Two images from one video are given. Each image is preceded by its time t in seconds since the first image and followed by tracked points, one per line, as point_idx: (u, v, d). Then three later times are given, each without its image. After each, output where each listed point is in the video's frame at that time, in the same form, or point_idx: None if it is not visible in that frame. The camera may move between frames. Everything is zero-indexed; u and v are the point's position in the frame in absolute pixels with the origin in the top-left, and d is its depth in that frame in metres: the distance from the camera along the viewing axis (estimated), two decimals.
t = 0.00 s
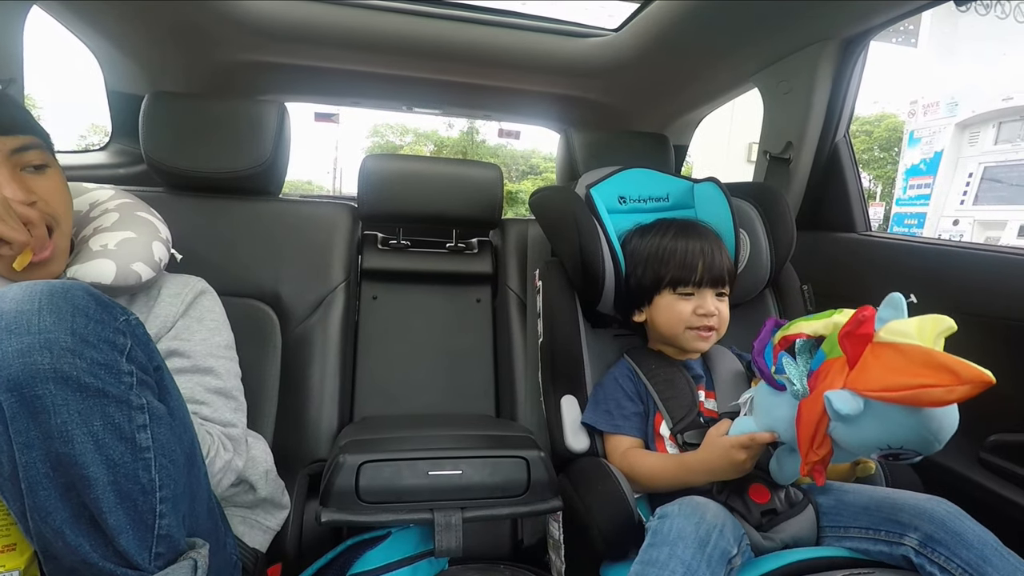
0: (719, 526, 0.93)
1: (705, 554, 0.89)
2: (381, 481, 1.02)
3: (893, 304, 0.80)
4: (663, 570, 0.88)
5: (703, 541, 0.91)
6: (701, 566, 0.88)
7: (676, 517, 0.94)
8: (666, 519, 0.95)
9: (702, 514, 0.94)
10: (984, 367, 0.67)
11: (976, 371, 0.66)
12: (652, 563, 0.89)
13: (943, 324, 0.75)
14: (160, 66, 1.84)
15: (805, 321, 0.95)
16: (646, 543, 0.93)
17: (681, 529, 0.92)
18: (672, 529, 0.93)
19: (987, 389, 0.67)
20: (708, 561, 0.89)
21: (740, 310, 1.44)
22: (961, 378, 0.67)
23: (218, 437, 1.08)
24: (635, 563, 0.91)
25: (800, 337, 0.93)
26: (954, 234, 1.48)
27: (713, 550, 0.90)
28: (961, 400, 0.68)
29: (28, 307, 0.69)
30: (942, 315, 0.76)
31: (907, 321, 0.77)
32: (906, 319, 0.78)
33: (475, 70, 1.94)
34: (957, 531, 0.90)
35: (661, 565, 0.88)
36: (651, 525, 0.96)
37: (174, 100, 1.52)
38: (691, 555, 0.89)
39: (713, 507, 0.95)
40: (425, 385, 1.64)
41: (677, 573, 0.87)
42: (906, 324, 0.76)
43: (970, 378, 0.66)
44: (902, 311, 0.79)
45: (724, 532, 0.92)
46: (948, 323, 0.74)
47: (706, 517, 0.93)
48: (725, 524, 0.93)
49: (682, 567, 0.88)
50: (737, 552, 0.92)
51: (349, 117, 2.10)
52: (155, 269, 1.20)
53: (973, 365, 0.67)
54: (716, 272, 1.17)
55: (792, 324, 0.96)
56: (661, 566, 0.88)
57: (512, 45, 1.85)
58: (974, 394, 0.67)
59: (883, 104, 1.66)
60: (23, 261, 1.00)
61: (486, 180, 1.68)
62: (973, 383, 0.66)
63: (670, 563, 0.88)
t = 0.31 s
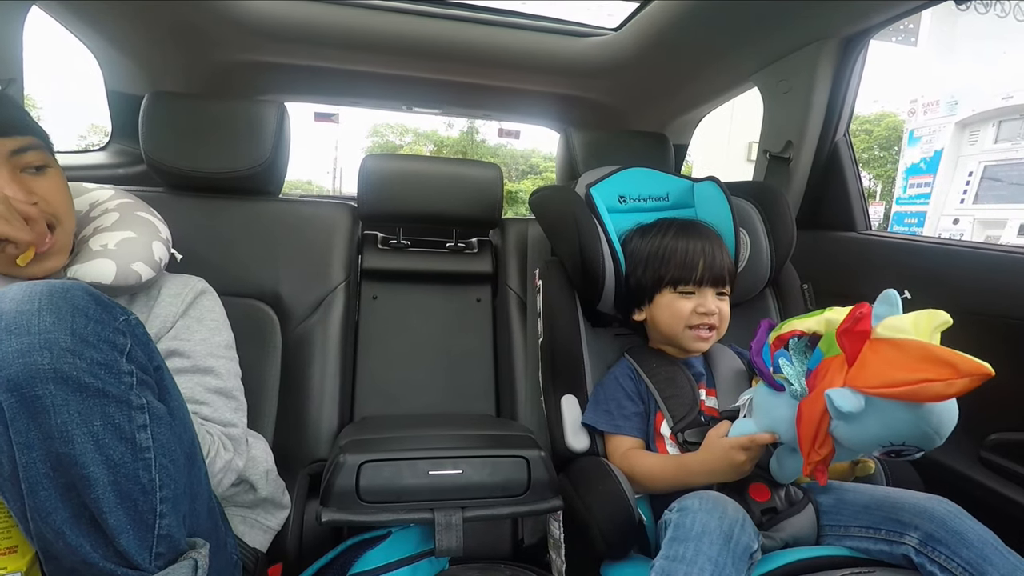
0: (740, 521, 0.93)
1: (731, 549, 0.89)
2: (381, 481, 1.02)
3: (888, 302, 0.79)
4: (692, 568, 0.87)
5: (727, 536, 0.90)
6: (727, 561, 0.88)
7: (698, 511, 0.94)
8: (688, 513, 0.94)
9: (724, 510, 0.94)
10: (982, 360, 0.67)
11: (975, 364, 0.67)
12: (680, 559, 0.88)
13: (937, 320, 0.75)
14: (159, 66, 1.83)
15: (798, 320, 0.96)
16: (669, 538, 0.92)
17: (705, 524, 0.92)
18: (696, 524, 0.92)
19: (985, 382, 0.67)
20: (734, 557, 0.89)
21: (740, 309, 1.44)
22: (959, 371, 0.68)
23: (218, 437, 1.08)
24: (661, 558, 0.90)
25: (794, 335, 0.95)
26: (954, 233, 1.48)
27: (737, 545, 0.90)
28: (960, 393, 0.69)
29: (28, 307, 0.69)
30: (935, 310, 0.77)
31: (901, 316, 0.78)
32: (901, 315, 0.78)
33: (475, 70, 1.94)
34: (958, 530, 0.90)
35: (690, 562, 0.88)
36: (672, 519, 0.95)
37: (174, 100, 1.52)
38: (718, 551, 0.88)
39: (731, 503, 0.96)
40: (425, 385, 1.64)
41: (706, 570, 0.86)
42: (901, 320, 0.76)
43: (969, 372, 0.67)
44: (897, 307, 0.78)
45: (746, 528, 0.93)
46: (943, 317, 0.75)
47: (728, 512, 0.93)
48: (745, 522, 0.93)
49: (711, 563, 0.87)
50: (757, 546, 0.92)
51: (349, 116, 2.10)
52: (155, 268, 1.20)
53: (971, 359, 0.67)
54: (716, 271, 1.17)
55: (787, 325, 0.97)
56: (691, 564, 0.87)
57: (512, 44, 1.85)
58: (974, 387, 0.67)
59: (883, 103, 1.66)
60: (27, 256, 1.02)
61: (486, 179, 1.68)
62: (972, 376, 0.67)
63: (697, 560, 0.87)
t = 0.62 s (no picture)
0: (750, 520, 0.93)
1: (742, 548, 0.90)
2: (381, 480, 1.02)
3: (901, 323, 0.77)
4: (707, 568, 0.87)
5: (739, 535, 0.91)
6: (740, 560, 0.88)
7: (710, 509, 0.94)
8: (699, 513, 0.94)
9: (734, 508, 0.94)
10: (994, 406, 0.65)
11: (985, 410, 0.65)
12: (693, 558, 0.88)
13: (952, 354, 0.69)
14: (158, 66, 1.83)
15: (804, 329, 0.94)
16: (682, 537, 0.92)
17: (717, 523, 0.92)
18: (708, 523, 0.92)
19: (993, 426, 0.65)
20: (745, 556, 0.89)
21: (740, 309, 1.44)
22: (969, 416, 0.65)
23: (218, 436, 1.08)
24: (674, 557, 0.89)
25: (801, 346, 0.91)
26: (954, 233, 1.48)
27: (748, 544, 0.91)
28: (967, 433, 0.67)
29: (27, 308, 0.69)
30: (953, 342, 0.71)
31: (913, 344, 0.73)
32: (914, 344, 0.73)
33: (474, 70, 1.94)
34: (952, 532, 0.90)
35: (704, 561, 0.87)
36: (683, 518, 0.95)
37: (174, 100, 1.52)
38: (730, 550, 0.89)
39: (740, 501, 0.96)
40: (425, 385, 1.64)
41: (721, 569, 0.86)
42: (914, 351, 0.71)
43: (979, 418, 0.65)
44: (910, 333, 0.75)
45: (756, 527, 0.94)
46: (956, 351, 0.69)
47: (738, 511, 0.94)
48: (755, 523, 0.94)
49: (725, 562, 0.87)
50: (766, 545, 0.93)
51: (349, 116, 2.10)
52: (156, 267, 1.20)
53: (981, 403, 0.65)
54: (715, 272, 1.17)
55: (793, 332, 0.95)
56: (706, 563, 0.87)
57: (512, 44, 1.85)
58: (981, 430, 0.65)
59: (883, 104, 1.66)
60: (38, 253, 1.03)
61: (486, 179, 1.68)
62: (980, 422, 0.65)
63: (712, 560, 0.87)
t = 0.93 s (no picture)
0: (759, 514, 0.94)
1: (755, 543, 0.90)
2: (381, 481, 1.02)
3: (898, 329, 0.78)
4: (726, 567, 0.86)
5: (751, 531, 0.91)
6: (754, 557, 0.88)
7: (720, 505, 0.93)
8: (709, 509, 0.93)
9: (742, 503, 0.94)
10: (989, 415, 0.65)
11: (981, 420, 0.65)
12: (709, 557, 0.87)
13: (949, 361, 0.69)
14: (158, 67, 1.83)
15: (799, 329, 0.90)
16: (695, 535, 0.91)
17: (728, 519, 0.91)
18: (719, 520, 0.91)
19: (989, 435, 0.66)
20: (758, 551, 0.89)
21: (739, 308, 1.44)
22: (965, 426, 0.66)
23: (218, 437, 1.08)
24: (691, 556, 0.88)
25: (795, 346, 0.89)
26: (953, 232, 1.48)
27: (759, 538, 0.91)
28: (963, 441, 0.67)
29: (26, 309, 0.69)
30: (951, 348, 0.71)
31: (911, 351, 0.73)
32: (912, 350, 0.73)
33: (474, 70, 1.94)
34: (938, 536, 0.90)
35: (722, 559, 0.87)
36: (692, 515, 0.94)
37: (173, 100, 1.52)
38: (744, 546, 0.88)
39: (748, 497, 0.96)
40: (425, 386, 1.64)
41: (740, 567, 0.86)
42: (909, 357, 0.72)
43: (976, 428, 0.65)
44: (909, 338, 0.77)
45: (765, 521, 0.94)
46: (953, 357, 0.69)
47: (747, 505, 0.94)
48: (764, 517, 0.94)
49: (741, 559, 0.87)
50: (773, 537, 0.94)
51: (348, 117, 2.10)
52: (155, 267, 1.20)
53: (977, 413, 0.65)
54: (714, 272, 1.18)
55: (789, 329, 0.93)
56: (724, 561, 0.86)
57: (511, 44, 1.85)
58: (977, 439, 0.66)
59: (882, 103, 1.66)
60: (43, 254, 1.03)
61: (485, 179, 1.68)
62: (977, 431, 0.65)
63: (729, 558, 0.87)
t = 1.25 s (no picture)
0: (766, 506, 0.94)
1: (768, 536, 0.90)
2: (381, 481, 1.02)
3: (905, 336, 0.78)
4: (750, 563, 0.85)
5: (762, 524, 0.91)
6: (771, 550, 0.88)
7: (729, 501, 0.93)
8: (719, 507, 0.92)
9: (750, 497, 0.94)
10: (993, 427, 0.65)
11: (985, 432, 0.65)
12: (731, 554, 0.86)
13: (956, 371, 0.70)
14: (157, 68, 1.83)
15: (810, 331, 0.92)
16: (712, 535, 0.89)
17: (741, 515, 0.91)
18: (733, 516, 0.91)
19: (991, 447, 0.66)
20: (772, 543, 0.90)
21: (739, 307, 1.44)
22: (968, 437, 0.66)
23: (218, 437, 1.08)
24: (714, 557, 0.87)
25: (806, 347, 0.90)
26: (953, 231, 1.48)
27: (771, 530, 0.91)
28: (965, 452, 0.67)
29: (26, 309, 0.69)
30: (959, 359, 0.72)
31: (917, 359, 0.74)
32: (919, 357, 0.74)
33: (473, 70, 1.94)
34: (926, 540, 0.90)
35: (745, 556, 0.86)
36: (705, 514, 0.92)
37: (172, 101, 1.52)
38: (761, 540, 0.88)
39: (753, 491, 0.96)
40: (425, 386, 1.64)
41: (763, 562, 0.85)
42: (916, 365, 0.73)
43: (979, 439, 0.65)
44: (915, 346, 0.78)
45: (773, 512, 0.95)
46: (959, 368, 0.70)
47: (755, 499, 0.94)
48: (772, 512, 0.94)
49: (762, 554, 0.86)
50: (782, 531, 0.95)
51: (348, 117, 2.10)
52: (155, 267, 1.20)
53: (981, 425, 0.65)
54: (714, 271, 1.18)
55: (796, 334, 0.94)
56: (748, 558, 0.85)
57: (510, 44, 1.85)
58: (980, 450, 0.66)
59: (882, 102, 1.66)
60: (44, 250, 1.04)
61: (485, 178, 1.68)
62: (980, 443, 0.65)
63: (752, 554, 0.86)
